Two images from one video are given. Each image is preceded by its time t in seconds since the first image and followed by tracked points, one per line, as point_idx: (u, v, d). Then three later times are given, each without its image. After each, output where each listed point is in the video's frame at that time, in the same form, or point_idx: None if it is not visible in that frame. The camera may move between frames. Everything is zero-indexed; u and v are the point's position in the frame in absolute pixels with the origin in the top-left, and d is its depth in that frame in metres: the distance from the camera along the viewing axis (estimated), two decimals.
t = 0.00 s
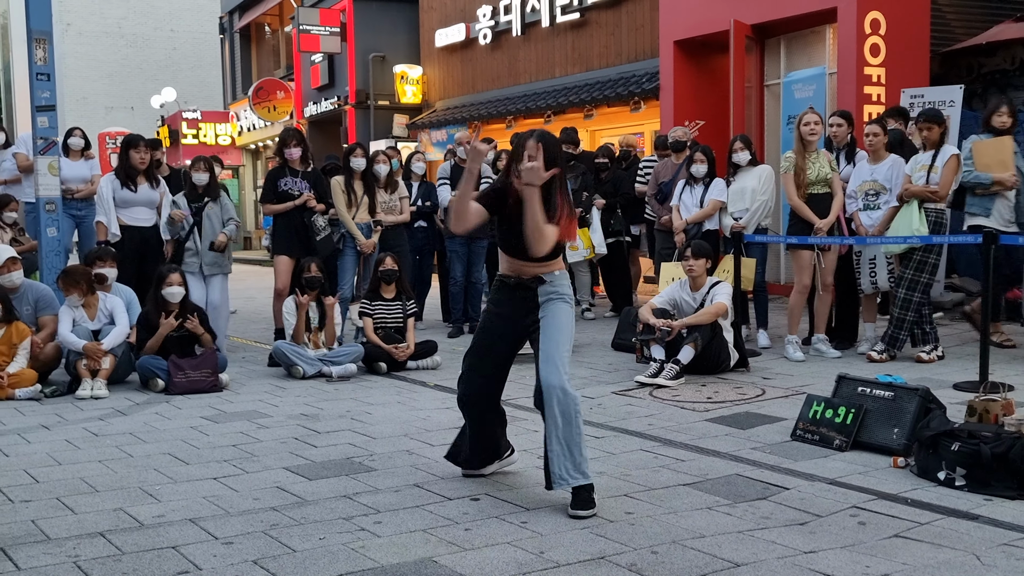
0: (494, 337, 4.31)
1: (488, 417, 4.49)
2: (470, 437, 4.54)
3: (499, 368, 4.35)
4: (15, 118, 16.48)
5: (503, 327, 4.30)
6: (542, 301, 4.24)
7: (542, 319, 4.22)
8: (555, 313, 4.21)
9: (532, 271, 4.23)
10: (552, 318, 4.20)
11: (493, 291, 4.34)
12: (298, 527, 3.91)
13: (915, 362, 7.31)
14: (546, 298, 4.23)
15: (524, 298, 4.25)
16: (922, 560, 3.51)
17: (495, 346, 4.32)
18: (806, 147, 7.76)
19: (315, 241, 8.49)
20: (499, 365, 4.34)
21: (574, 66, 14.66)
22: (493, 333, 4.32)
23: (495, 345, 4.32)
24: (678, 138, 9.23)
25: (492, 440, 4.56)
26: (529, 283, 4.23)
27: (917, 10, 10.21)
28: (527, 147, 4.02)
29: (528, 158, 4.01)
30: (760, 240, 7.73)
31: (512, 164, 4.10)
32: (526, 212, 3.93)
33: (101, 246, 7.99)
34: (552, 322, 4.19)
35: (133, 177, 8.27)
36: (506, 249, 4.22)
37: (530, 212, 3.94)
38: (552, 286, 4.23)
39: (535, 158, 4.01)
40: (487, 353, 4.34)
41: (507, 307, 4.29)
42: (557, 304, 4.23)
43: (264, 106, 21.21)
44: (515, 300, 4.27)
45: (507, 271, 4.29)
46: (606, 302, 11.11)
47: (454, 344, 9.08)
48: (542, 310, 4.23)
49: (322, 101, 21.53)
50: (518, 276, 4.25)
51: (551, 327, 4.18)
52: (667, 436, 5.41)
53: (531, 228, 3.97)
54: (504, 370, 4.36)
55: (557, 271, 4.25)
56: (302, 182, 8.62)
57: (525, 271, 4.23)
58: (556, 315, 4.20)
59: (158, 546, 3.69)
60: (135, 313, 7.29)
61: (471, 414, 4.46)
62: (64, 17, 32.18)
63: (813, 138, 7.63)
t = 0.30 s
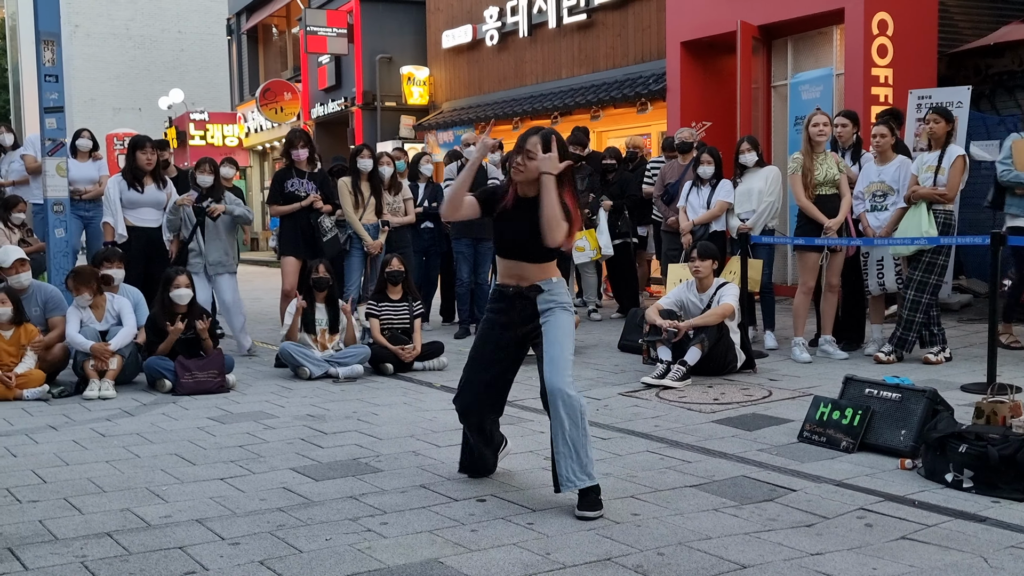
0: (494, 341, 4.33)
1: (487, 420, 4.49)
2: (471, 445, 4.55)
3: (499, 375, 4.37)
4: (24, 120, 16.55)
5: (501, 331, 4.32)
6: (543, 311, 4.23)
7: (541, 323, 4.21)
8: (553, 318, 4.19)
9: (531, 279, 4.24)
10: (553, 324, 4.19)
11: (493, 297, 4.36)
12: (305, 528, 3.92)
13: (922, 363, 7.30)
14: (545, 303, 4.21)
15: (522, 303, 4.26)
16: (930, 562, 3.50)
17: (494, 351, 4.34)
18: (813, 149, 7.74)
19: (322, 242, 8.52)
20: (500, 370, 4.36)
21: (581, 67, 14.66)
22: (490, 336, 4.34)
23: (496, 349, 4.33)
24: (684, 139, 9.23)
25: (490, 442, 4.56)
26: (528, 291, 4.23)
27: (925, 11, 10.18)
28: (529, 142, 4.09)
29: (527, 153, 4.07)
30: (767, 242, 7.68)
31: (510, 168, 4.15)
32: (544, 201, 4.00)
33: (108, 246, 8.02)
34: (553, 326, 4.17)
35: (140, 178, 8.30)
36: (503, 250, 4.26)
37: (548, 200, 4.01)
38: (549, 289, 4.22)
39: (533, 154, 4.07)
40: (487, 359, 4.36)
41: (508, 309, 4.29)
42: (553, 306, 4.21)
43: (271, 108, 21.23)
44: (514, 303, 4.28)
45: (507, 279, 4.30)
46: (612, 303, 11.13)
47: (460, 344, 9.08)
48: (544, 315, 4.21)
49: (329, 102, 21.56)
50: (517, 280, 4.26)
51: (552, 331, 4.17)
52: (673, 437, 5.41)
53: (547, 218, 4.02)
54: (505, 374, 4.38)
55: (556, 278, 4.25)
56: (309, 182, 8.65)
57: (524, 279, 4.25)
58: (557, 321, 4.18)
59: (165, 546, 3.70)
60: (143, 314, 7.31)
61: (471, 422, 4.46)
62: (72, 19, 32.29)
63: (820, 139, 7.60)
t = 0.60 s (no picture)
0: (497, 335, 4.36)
1: (490, 416, 4.50)
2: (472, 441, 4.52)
3: (500, 369, 4.39)
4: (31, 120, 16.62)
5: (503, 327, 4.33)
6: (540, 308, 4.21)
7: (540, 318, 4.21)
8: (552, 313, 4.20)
9: (524, 286, 4.19)
10: (553, 321, 4.19)
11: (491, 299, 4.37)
12: (310, 528, 3.92)
13: (928, 364, 7.28)
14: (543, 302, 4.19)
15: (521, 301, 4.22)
16: (936, 563, 3.49)
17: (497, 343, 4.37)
18: (820, 149, 7.73)
19: (327, 243, 8.51)
20: (500, 363, 4.40)
21: (586, 67, 14.66)
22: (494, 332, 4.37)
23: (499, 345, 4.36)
24: (689, 139, 9.24)
25: (493, 440, 4.57)
26: (522, 301, 4.20)
27: (932, 10, 10.16)
28: (538, 142, 4.09)
29: (536, 153, 4.07)
30: (773, 241, 7.64)
31: (513, 167, 4.13)
32: (592, 181, 3.96)
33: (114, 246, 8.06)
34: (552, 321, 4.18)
35: (146, 179, 8.30)
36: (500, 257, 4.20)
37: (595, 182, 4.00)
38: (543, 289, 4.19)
39: (543, 155, 4.08)
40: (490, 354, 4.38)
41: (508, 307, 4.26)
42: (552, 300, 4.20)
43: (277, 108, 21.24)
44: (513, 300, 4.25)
45: (502, 289, 4.26)
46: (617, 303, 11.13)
47: (466, 345, 9.08)
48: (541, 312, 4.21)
49: (335, 103, 21.58)
50: (513, 288, 4.20)
51: (550, 328, 4.17)
52: (678, 437, 5.41)
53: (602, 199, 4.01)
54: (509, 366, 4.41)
55: (548, 284, 4.19)
56: (314, 182, 8.63)
57: (518, 286, 4.19)
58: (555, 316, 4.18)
59: (171, 546, 3.71)
60: (148, 314, 7.33)
61: (472, 416, 4.47)
62: (78, 20, 32.38)
63: (827, 139, 7.59)
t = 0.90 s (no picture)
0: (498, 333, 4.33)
1: (499, 413, 4.49)
2: (480, 439, 4.53)
3: (503, 366, 4.36)
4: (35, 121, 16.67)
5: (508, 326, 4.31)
6: (546, 305, 4.21)
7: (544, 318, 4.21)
8: (556, 313, 4.19)
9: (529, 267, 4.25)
10: (557, 319, 4.18)
11: (497, 292, 4.37)
12: (314, 528, 3.92)
13: (932, 364, 7.28)
14: (549, 297, 4.20)
15: (528, 297, 4.25)
16: (939, 563, 3.49)
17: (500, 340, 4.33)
18: (825, 149, 7.72)
19: (330, 243, 8.53)
20: (503, 362, 4.36)
21: (589, 68, 14.66)
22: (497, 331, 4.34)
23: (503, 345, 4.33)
24: (692, 139, 9.25)
25: (502, 440, 4.58)
26: (527, 278, 4.23)
27: (935, 10, 10.14)
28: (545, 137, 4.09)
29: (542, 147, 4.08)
30: (777, 242, 7.50)
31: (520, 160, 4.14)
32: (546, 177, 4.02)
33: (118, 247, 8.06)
34: (556, 321, 4.18)
35: (150, 179, 8.30)
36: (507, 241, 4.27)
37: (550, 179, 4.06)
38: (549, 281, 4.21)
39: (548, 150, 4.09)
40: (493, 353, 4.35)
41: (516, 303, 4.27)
42: (558, 300, 4.20)
43: (280, 109, 21.26)
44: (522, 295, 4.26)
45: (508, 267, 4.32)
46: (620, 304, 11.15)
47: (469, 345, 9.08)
48: (547, 312, 4.20)
49: (338, 103, 21.59)
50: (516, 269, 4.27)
51: (555, 328, 4.17)
52: (682, 438, 5.40)
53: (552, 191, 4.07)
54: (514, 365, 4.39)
55: (556, 264, 4.25)
56: (317, 183, 8.64)
57: (523, 267, 4.25)
58: (559, 316, 4.18)
59: (174, 546, 3.71)
60: (152, 315, 7.35)
61: (479, 413, 4.46)
62: (82, 20, 32.46)
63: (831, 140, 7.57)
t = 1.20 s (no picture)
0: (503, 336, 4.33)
1: (501, 419, 4.49)
2: (484, 442, 4.53)
3: (509, 369, 4.37)
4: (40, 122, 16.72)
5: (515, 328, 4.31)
6: (554, 306, 4.20)
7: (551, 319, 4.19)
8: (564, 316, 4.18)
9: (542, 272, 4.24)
10: (563, 319, 4.17)
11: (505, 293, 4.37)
12: (318, 528, 3.92)
13: (936, 364, 7.27)
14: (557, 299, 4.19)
15: (535, 297, 4.24)
16: (943, 564, 3.49)
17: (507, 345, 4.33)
18: (828, 149, 7.70)
19: (334, 243, 8.53)
20: (509, 364, 4.37)
21: (593, 68, 14.65)
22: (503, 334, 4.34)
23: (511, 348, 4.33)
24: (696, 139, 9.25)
25: (508, 445, 4.57)
26: (539, 282, 4.22)
27: (939, 10, 10.13)
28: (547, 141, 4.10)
29: (542, 152, 4.11)
30: (779, 242, 7.59)
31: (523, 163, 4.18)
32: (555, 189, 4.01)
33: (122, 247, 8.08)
34: (564, 323, 4.16)
35: (153, 180, 8.31)
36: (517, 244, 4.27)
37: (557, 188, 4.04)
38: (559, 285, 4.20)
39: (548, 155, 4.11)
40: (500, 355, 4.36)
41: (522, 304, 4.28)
42: (564, 304, 4.19)
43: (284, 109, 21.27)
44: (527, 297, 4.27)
45: (518, 271, 4.31)
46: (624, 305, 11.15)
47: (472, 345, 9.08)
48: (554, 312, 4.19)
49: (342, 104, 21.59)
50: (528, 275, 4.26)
51: (562, 328, 4.15)
52: (686, 438, 5.40)
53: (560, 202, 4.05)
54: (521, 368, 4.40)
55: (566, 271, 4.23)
56: (321, 183, 8.70)
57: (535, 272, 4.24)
58: (567, 317, 4.16)
59: (178, 546, 3.72)
60: (156, 316, 7.34)
61: (485, 418, 4.45)
62: (87, 21, 32.54)
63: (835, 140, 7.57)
